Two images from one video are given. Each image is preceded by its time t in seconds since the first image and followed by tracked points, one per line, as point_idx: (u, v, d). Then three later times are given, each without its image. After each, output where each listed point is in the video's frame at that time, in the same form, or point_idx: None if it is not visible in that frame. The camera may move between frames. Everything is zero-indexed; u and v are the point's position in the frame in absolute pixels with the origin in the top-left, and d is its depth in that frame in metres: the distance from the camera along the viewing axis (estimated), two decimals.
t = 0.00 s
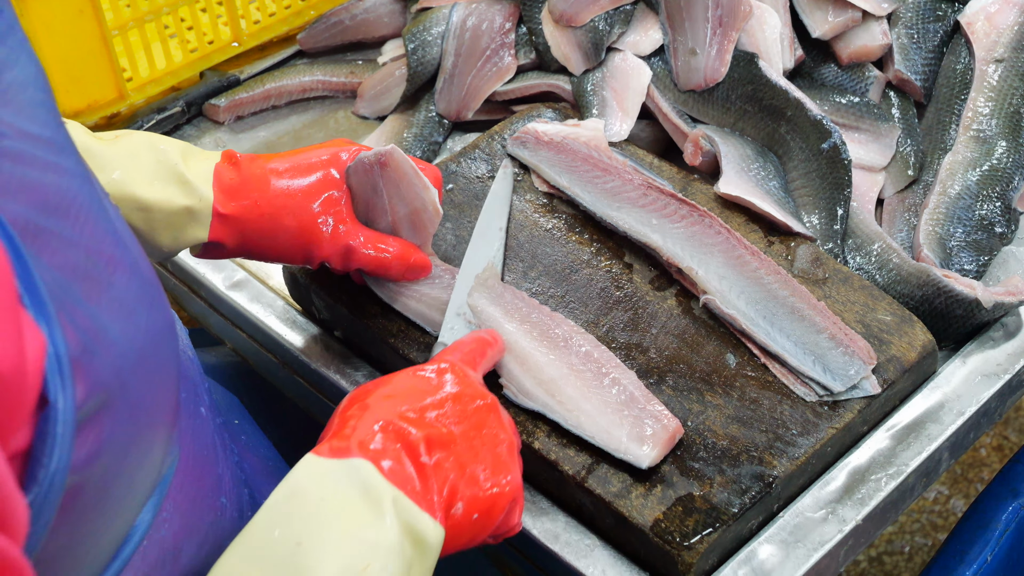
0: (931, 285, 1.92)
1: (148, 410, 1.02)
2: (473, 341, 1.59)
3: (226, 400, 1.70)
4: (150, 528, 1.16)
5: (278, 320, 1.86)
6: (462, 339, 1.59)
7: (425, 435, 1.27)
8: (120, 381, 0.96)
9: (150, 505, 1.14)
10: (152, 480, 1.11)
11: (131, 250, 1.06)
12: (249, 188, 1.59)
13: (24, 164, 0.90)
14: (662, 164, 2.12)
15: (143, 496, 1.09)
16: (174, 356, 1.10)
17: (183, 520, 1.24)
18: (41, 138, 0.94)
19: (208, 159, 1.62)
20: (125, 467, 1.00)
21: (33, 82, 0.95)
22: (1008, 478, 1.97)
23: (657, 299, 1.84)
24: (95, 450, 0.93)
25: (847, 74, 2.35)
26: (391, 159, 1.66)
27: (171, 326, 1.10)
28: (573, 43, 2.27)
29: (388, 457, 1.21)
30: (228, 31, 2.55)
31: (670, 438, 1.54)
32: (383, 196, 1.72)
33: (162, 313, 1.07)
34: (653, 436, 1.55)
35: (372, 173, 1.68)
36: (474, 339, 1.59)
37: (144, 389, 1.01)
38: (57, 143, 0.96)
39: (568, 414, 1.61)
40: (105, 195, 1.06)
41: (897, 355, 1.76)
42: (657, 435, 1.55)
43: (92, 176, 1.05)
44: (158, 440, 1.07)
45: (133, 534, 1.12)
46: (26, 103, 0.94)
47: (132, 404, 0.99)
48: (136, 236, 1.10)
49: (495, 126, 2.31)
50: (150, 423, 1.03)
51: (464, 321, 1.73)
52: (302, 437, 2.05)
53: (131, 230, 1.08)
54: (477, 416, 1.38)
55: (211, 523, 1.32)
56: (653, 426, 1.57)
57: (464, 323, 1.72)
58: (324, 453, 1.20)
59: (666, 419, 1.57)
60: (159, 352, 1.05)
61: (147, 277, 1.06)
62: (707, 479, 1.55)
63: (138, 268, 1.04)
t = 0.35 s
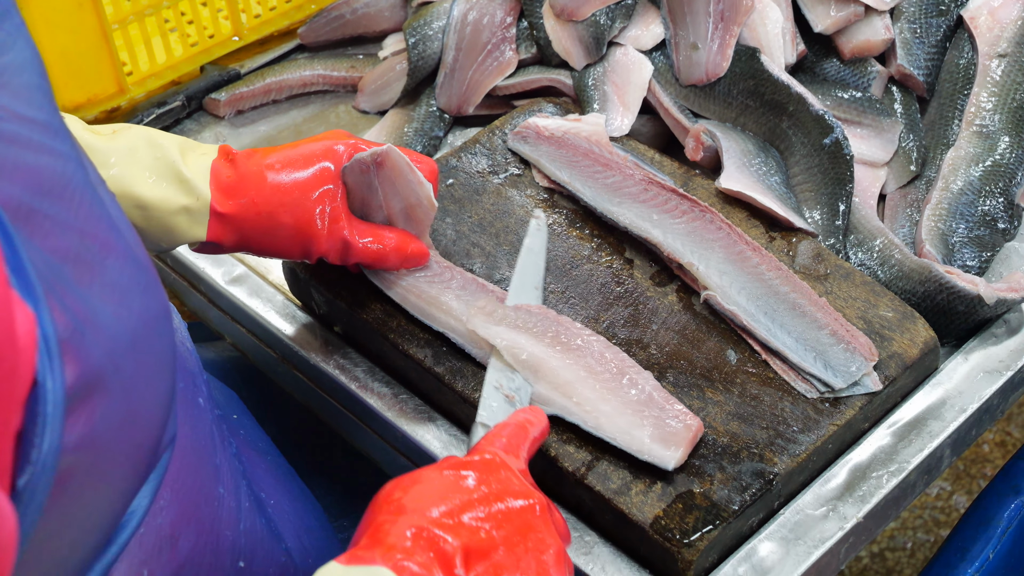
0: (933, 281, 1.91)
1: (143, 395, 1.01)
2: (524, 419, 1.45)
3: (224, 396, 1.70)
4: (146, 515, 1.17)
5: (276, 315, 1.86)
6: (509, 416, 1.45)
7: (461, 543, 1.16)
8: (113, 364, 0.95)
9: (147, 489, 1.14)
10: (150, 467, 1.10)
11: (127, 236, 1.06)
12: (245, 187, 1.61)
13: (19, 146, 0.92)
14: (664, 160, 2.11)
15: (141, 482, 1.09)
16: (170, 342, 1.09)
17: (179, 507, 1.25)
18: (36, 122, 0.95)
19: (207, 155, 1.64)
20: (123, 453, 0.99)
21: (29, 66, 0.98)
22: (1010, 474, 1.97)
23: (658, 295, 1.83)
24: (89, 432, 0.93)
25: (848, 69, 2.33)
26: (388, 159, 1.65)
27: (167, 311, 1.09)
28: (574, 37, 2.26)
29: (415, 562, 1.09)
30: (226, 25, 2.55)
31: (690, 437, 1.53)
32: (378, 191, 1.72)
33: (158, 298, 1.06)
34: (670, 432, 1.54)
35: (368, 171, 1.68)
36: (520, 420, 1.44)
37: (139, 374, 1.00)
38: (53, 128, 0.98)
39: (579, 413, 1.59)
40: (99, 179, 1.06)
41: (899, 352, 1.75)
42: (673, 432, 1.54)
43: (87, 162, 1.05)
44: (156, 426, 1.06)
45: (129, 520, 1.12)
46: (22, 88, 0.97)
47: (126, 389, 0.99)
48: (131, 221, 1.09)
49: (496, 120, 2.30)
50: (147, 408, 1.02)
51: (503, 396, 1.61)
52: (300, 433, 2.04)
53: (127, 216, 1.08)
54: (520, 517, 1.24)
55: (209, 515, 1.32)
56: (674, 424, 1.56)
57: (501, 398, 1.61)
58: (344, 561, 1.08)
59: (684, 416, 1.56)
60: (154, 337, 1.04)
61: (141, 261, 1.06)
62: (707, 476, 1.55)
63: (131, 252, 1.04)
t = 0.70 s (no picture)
0: (945, 278, 1.86)
1: (129, 398, 0.97)
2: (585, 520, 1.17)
3: (213, 397, 1.65)
4: (134, 522, 1.10)
5: (268, 312, 1.81)
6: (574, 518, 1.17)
7: None
8: (99, 367, 0.90)
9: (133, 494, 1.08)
10: (136, 472, 1.05)
11: (114, 234, 1.01)
12: (233, 186, 1.56)
13: None
14: (668, 153, 2.06)
15: (127, 488, 1.04)
16: (157, 342, 1.04)
17: (171, 514, 1.17)
18: (17, 116, 0.91)
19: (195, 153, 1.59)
20: (108, 459, 0.94)
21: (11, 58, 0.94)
22: None
23: (662, 293, 1.78)
24: (74, 438, 0.88)
25: (859, 60, 2.27)
26: (379, 153, 1.61)
27: (154, 310, 1.04)
28: (575, 26, 2.20)
29: None
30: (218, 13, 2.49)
31: (709, 443, 1.48)
32: (369, 187, 1.68)
33: (146, 296, 1.01)
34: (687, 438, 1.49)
35: (359, 167, 1.64)
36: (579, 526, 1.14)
37: (126, 375, 0.95)
38: (34, 123, 0.94)
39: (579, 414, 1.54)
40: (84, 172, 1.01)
41: (910, 351, 1.70)
42: (691, 438, 1.49)
43: (72, 158, 1.01)
44: (142, 430, 1.01)
45: (117, 526, 1.07)
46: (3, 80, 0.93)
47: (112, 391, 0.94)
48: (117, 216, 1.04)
49: (495, 112, 2.24)
50: (133, 412, 0.98)
51: (560, 489, 1.41)
52: (295, 432, 1.99)
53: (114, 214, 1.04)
54: None
55: (200, 522, 1.25)
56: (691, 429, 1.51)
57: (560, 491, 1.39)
58: None
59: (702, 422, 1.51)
60: (142, 337, 0.99)
61: (128, 259, 1.01)
62: (711, 479, 1.50)
63: (117, 249, 0.99)
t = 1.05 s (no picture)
0: (959, 273, 1.80)
1: (115, 400, 0.89)
2: None
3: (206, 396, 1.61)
4: (123, 530, 1.03)
5: (261, 308, 1.76)
6: None
7: None
8: (82, 369, 0.83)
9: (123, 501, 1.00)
10: (124, 477, 0.97)
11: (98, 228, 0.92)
12: (223, 178, 1.52)
13: None
14: (673, 143, 2.00)
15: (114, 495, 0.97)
16: (145, 340, 0.97)
17: (161, 521, 1.10)
18: None
19: (180, 146, 1.55)
20: (92, 466, 0.87)
21: None
22: None
23: (667, 288, 1.73)
24: (57, 446, 0.81)
25: (870, 47, 2.21)
26: (373, 145, 1.54)
27: (141, 308, 0.97)
28: (578, 14, 2.14)
29: None
30: None
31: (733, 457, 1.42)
32: (364, 181, 1.62)
33: (134, 295, 0.94)
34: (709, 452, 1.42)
35: (353, 159, 1.57)
36: None
37: (112, 377, 0.88)
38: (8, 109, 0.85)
39: (581, 413, 1.49)
40: (66, 163, 0.92)
41: (923, 349, 1.64)
42: (712, 453, 1.42)
43: (53, 144, 0.92)
44: (129, 433, 0.94)
45: (103, 536, 0.99)
46: None
47: (97, 393, 0.87)
48: (103, 211, 0.95)
49: (495, 101, 2.18)
50: (118, 415, 0.90)
51: None
52: (289, 431, 1.95)
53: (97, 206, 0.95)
54: None
55: (192, 529, 1.18)
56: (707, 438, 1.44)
57: None
58: None
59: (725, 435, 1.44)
60: (129, 337, 0.92)
61: (115, 258, 0.92)
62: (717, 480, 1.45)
63: (103, 246, 0.91)
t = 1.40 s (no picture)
0: (968, 271, 1.76)
1: (80, 410, 0.85)
2: None
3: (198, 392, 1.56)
4: (108, 544, 0.99)
5: (251, 306, 1.71)
6: None
7: None
8: (39, 380, 0.79)
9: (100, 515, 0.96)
10: (95, 492, 0.92)
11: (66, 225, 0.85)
12: (218, 168, 1.49)
13: None
14: (674, 137, 1.95)
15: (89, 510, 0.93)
16: (115, 346, 0.91)
17: (145, 536, 1.06)
18: None
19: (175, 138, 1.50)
20: (54, 479, 0.83)
21: None
22: None
23: (667, 286, 1.68)
24: (13, 461, 0.77)
25: (877, 39, 2.16)
26: (374, 129, 1.53)
27: (113, 310, 0.91)
28: (577, 3, 2.09)
29: None
30: None
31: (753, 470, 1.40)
32: (367, 169, 1.58)
33: (101, 296, 0.88)
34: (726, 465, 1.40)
35: (354, 145, 1.54)
36: None
37: (76, 386, 0.84)
38: None
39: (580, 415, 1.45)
40: (33, 159, 0.82)
41: (930, 349, 1.60)
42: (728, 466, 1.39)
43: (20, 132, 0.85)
44: (99, 444, 0.89)
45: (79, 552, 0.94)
46: None
47: (58, 403, 0.82)
48: (72, 204, 0.87)
49: (491, 94, 2.13)
50: (82, 425, 0.86)
51: None
52: (280, 431, 1.91)
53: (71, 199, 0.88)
54: None
55: (178, 543, 1.14)
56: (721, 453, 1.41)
57: None
58: None
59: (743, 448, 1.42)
60: (96, 343, 0.87)
61: (79, 259, 0.85)
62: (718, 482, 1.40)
63: (68, 247, 0.84)
